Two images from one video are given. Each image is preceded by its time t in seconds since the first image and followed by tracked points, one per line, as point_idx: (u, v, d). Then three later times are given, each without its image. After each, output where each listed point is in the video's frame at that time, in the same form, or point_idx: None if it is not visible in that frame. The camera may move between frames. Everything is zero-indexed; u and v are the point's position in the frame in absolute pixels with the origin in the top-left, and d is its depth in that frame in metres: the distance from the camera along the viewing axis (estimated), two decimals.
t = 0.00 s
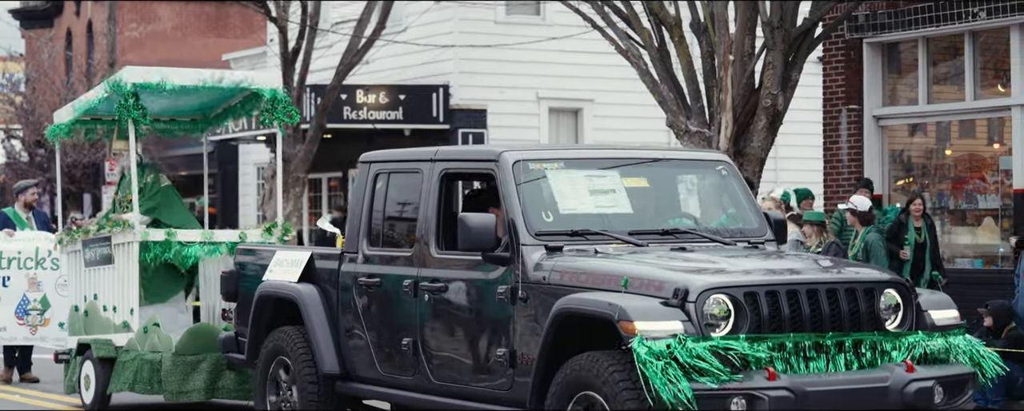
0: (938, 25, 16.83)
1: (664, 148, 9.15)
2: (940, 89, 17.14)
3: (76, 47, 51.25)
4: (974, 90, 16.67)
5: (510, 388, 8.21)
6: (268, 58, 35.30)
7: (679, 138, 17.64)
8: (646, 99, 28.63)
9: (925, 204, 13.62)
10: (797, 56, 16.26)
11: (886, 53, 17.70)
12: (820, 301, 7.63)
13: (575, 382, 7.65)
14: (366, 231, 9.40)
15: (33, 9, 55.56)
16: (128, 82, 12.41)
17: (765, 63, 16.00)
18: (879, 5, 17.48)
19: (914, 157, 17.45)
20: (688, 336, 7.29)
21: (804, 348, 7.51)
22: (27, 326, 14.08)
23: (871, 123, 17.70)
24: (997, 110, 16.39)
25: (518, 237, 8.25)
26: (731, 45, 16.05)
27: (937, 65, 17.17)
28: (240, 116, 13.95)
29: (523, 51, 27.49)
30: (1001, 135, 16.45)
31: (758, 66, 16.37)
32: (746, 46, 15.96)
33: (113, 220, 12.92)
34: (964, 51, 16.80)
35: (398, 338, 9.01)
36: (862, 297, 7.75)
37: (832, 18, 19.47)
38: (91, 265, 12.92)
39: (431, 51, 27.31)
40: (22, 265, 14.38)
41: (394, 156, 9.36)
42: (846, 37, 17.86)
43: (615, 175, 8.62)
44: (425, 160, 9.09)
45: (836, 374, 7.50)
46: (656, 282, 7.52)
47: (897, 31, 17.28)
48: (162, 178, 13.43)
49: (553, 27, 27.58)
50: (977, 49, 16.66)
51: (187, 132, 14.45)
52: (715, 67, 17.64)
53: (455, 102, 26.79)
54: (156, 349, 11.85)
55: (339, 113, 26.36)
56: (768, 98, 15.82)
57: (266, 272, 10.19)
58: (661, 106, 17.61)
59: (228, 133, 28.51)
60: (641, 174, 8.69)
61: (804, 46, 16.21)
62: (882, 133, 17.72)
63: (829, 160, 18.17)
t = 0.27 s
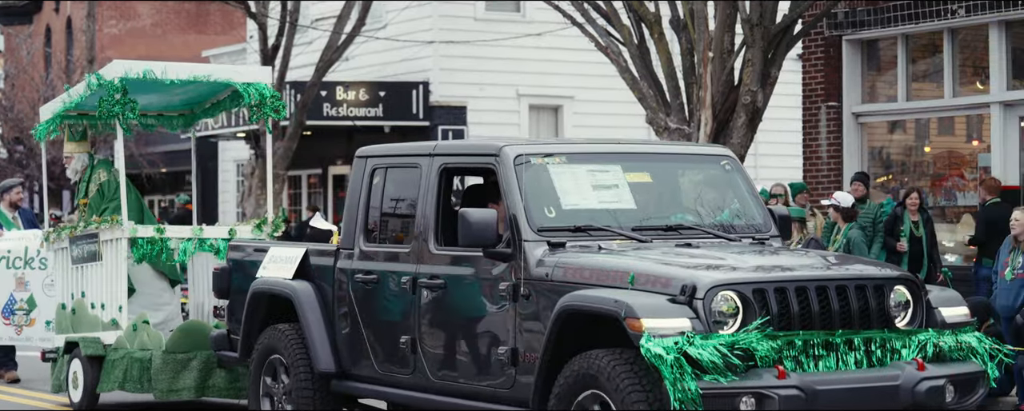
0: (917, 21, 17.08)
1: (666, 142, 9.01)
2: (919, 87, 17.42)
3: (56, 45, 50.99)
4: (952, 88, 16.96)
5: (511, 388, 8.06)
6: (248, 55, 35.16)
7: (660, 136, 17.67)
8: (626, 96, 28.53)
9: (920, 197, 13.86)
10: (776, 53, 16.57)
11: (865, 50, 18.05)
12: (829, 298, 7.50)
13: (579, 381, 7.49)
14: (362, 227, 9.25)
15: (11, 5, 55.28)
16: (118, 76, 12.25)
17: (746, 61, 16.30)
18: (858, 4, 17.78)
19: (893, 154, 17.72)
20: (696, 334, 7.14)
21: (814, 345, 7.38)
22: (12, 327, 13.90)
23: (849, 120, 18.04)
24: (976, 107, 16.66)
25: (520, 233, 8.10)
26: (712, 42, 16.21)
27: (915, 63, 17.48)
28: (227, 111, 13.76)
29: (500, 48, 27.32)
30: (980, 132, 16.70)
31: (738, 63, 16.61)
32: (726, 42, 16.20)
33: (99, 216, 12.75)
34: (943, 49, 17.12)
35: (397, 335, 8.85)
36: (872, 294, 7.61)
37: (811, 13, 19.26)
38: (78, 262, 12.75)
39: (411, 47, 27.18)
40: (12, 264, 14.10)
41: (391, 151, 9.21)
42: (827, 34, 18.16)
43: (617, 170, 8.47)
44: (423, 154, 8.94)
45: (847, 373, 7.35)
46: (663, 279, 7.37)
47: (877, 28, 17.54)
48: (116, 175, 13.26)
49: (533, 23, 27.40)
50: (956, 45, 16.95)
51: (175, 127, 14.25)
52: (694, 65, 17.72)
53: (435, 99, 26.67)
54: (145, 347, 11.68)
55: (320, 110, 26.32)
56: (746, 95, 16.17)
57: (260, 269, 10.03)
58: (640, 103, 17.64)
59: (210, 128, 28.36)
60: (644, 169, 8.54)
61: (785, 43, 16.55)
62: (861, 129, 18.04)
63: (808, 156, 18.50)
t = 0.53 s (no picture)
0: (888, 23, 17.22)
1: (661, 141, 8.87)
2: (890, 87, 17.56)
3: (26, 45, 50.71)
4: (923, 88, 17.10)
5: (506, 392, 7.91)
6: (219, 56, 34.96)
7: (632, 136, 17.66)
8: (600, 97, 28.41)
9: (899, 199, 13.76)
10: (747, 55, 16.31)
11: (836, 50, 18.08)
12: (832, 301, 7.37)
13: (577, 385, 7.35)
14: (352, 228, 9.09)
15: None
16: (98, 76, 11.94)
17: (718, 62, 16.22)
18: (830, 4, 17.83)
19: (865, 155, 17.80)
20: (697, 337, 7.00)
21: (817, 349, 7.25)
22: None
23: (820, 121, 18.05)
24: (947, 107, 16.77)
25: (515, 233, 7.95)
26: (682, 43, 16.35)
27: (887, 64, 17.58)
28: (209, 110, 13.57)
29: (474, 49, 27.20)
30: (950, 133, 16.81)
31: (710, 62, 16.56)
32: (697, 42, 16.29)
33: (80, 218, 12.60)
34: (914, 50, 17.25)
35: (386, 337, 8.69)
36: (875, 296, 7.48)
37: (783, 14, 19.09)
38: (59, 263, 12.58)
39: (385, 49, 26.99)
40: None
41: (382, 150, 9.05)
42: (797, 35, 18.15)
43: (613, 170, 8.32)
44: (414, 154, 8.78)
45: (849, 376, 7.22)
46: (663, 280, 7.22)
47: (847, 29, 17.67)
48: (80, 176, 13.00)
49: (504, 24, 27.26)
50: (927, 47, 17.08)
51: (157, 127, 14.08)
52: (665, 65, 17.47)
53: (409, 99, 26.52)
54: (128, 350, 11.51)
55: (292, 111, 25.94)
56: (718, 96, 16.10)
57: (246, 270, 9.87)
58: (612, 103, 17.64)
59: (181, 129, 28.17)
60: (640, 169, 8.40)
61: (755, 45, 16.27)
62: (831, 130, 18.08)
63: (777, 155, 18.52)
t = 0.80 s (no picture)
0: (858, 24, 17.14)
1: (656, 140, 8.73)
2: (860, 88, 17.53)
3: None
4: (894, 90, 17.09)
5: (500, 395, 7.77)
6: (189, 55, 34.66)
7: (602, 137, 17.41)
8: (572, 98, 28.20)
9: (874, 198, 14.19)
10: (717, 55, 16.16)
11: (806, 52, 18.05)
12: (836, 303, 7.24)
13: (576, 388, 7.20)
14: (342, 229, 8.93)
15: None
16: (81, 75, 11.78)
17: (687, 61, 16.15)
18: (799, 5, 17.69)
19: (835, 156, 17.81)
20: (700, 340, 6.86)
21: (820, 351, 7.11)
22: None
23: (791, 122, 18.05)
24: (917, 109, 16.81)
25: (510, 234, 7.79)
26: (652, 44, 16.14)
27: (857, 65, 17.54)
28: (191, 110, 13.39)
29: (445, 51, 26.22)
30: (920, 135, 16.86)
31: (680, 63, 16.37)
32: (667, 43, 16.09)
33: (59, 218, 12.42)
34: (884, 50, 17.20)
35: (377, 340, 8.54)
36: (879, 298, 7.36)
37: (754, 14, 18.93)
38: (39, 264, 12.42)
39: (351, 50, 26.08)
40: None
41: (372, 149, 8.89)
42: (767, 36, 18.09)
43: (609, 169, 8.18)
44: (405, 153, 8.62)
45: (853, 380, 7.09)
46: (664, 282, 7.07)
47: (818, 30, 17.54)
48: (49, 177, 12.77)
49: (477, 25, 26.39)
50: (897, 47, 17.05)
51: (139, 127, 13.90)
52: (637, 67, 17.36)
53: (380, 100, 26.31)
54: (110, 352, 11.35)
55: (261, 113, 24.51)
56: (689, 97, 15.89)
57: (233, 271, 9.71)
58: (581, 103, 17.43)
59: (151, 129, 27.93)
60: (637, 168, 8.26)
61: (726, 45, 16.16)
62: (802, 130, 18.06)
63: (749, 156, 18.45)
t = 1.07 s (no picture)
0: (836, 25, 16.61)
1: (661, 138, 8.59)
2: (839, 89, 16.99)
3: None
4: (872, 91, 16.54)
5: (505, 397, 7.62)
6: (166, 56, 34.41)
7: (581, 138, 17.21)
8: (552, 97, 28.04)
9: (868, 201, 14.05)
10: (695, 55, 15.95)
11: (786, 53, 17.48)
12: (849, 304, 7.10)
13: (584, 390, 7.06)
14: (340, 228, 8.78)
15: None
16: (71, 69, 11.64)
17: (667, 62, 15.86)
18: (778, 6, 17.16)
19: (814, 157, 17.30)
20: (713, 342, 6.72)
21: (835, 352, 6.97)
22: None
23: (770, 123, 17.50)
24: (895, 109, 16.26)
25: (514, 233, 7.64)
26: (631, 45, 15.80)
27: (835, 66, 17.01)
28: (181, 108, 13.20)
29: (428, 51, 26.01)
30: (899, 135, 16.33)
31: (658, 64, 16.17)
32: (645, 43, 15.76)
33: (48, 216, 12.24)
34: (863, 51, 16.68)
35: (377, 341, 8.39)
36: (892, 298, 7.23)
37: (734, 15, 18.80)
38: (27, 264, 12.24)
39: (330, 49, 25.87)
40: None
41: (371, 147, 8.74)
42: (747, 36, 17.50)
43: (614, 167, 8.03)
44: (406, 151, 8.47)
45: (868, 381, 6.96)
46: (675, 282, 6.93)
47: (797, 31, 17.01)
48: (37, 177, 12.57)
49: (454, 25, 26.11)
50: (876, 49, 16.51)
51: (128, 126, 13.71)
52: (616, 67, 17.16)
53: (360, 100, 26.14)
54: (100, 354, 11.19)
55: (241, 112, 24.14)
56: (667, 97, 15.58)
57: (228, 271, 9.55)
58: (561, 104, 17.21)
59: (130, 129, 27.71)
60: (642, 166, 8.12)
61: (704, 45, 15.93)
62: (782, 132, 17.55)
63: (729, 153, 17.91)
